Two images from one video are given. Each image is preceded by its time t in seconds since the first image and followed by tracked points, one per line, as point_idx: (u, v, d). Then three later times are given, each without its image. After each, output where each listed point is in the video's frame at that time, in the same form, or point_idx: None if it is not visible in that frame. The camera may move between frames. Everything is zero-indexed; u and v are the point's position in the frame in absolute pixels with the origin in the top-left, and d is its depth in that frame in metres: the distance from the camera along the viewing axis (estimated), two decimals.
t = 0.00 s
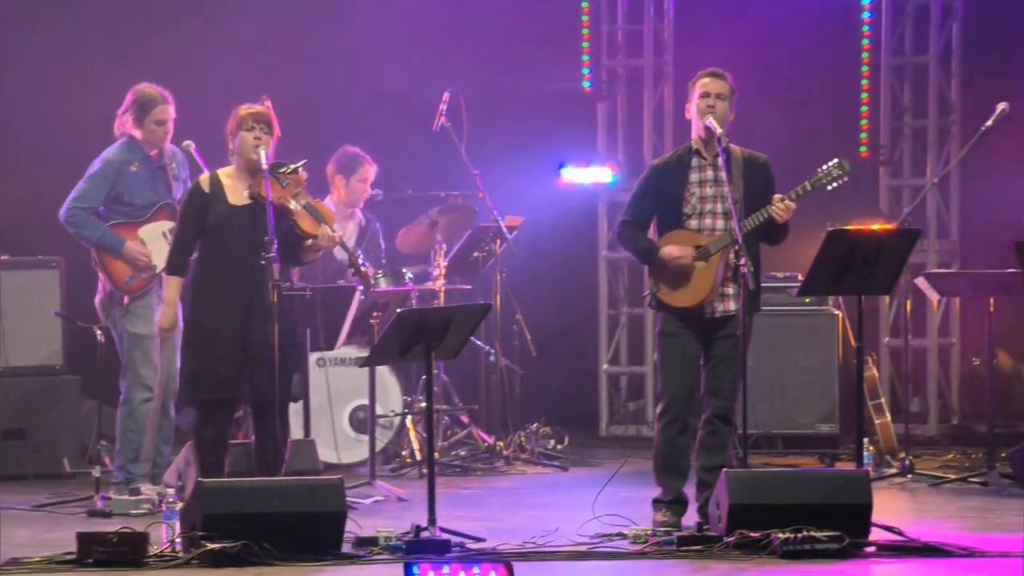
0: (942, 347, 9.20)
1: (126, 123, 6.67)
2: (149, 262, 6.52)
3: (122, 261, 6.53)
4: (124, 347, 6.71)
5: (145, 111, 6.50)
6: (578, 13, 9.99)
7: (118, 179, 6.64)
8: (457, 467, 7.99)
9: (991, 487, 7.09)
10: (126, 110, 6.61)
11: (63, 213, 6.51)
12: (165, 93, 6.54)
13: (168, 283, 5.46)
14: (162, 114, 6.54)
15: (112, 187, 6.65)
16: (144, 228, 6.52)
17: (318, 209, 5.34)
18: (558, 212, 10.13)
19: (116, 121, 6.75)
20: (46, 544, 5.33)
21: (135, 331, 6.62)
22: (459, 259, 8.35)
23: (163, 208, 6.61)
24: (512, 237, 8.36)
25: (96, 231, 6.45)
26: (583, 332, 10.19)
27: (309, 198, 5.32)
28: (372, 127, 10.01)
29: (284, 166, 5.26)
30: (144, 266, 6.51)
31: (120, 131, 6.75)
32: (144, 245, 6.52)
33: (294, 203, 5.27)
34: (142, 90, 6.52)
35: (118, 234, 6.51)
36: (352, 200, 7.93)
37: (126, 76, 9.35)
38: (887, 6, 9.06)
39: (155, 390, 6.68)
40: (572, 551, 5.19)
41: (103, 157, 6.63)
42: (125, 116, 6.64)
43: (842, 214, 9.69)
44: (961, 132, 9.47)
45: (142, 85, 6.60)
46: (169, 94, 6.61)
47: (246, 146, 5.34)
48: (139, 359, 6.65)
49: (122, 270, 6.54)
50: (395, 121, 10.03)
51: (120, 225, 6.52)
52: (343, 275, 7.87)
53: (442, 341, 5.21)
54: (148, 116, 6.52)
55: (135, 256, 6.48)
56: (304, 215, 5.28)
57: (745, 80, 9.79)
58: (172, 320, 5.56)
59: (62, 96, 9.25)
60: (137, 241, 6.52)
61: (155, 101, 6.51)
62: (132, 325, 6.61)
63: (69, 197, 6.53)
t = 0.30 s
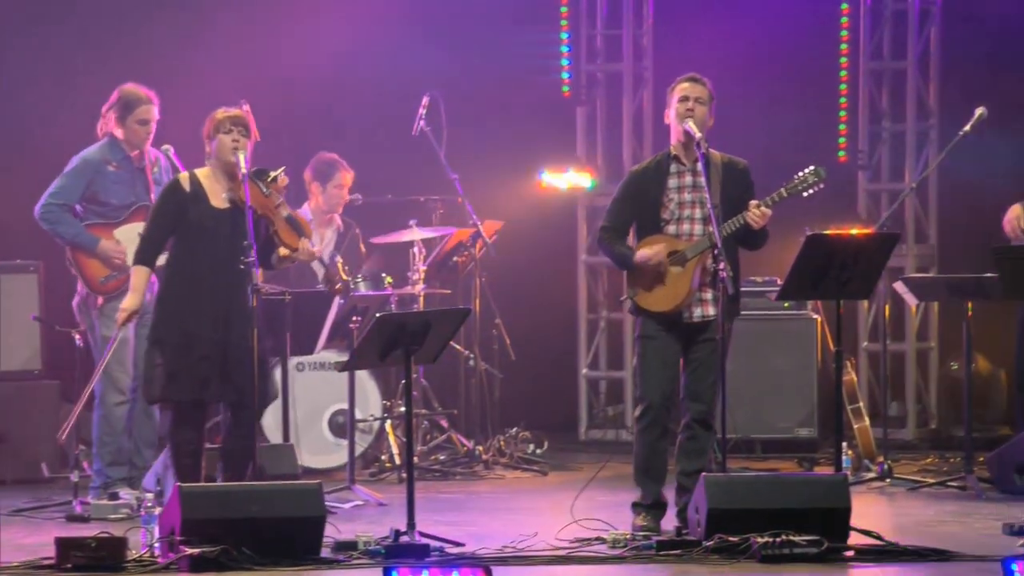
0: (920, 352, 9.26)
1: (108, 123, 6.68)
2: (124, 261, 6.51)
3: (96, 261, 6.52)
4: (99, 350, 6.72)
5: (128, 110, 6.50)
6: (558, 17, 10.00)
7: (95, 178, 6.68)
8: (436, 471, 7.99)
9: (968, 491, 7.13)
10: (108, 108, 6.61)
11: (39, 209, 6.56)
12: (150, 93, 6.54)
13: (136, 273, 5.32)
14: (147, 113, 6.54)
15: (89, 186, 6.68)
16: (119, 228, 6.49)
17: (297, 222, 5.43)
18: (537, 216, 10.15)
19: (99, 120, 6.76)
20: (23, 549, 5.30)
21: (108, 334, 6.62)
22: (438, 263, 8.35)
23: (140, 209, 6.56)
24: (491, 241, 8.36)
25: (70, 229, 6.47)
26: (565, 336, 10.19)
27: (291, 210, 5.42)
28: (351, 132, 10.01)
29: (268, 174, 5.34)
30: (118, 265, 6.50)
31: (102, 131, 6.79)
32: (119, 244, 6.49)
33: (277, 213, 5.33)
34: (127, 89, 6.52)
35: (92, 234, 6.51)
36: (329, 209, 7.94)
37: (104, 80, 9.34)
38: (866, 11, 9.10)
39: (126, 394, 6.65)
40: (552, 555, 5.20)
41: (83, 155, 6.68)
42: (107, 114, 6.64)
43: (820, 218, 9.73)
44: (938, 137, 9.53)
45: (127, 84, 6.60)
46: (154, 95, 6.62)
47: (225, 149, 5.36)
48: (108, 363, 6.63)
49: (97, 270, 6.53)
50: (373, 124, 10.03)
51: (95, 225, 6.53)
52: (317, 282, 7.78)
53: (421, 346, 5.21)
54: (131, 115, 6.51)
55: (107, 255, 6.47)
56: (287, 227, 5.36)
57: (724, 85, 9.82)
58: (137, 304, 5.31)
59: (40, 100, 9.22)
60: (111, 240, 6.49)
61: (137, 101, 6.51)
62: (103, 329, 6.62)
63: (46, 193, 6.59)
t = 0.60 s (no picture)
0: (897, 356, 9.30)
1: (98, 127, 6.69)
2: (91, 264, 6.50)
3: (64, 261, 6.51)
4: (76, 356, 6.75)
5: (118, 113, 6.49)
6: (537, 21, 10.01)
7: (74, 178, 6.65)
8: (415, 475, 7.99)
9: (946, 495, 7.16)
10: (99, 111, 6.60)
11: (14, 200, 6.54)
12: (141, 101, 6.54)
13: (126, 287, 5.24)
14: (136, 118, 6.52)
15: (67, 185, 6.65)
16: (92, 233, 6.51)
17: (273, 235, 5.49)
18: (515, 220, 10.15)
19: (90, 127, 6.80)
20: None
21: (86, 340, 6.68)
22: (417, 267, 8.34)
23: (115, 217, 6.57)
24: (469, 245, 8.36)
25: (41, 224, 6.44)
26: (544, 341, 10.19)
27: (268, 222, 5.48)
28: (330, 136, 10.00)
29: (250, 183, 5.35)
30: (83, 266, 6.49)
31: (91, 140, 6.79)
32: (88, 246, 6.50)
33: (257, 225, 5.38)
34: (120, 94, 6.53)
35: (64, 233, 6.48)
36: (305, 214, 7.93)
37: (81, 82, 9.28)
38: (844, 16, 9.14)
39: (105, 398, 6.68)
40: (531, 560, 5.19)
41: (68, 155, 6.66)
42: (97, 118, 6.65)
43: (798, 223, 9.78)
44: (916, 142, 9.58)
45: (122, 91, 6.61)
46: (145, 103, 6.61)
47: (203, 157, 5.36)
48: (86, 367, 6.68)
49: (64, 271, 6.54)
50: (352, 128, 10.02)
51: (67, 226, 6.51)
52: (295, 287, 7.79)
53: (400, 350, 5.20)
54: (121, 118, 6.50)
55: (75, 256, 6.46)
56: (265, 240, 5.41)
57: (702, 90, 9.85)
58: (132, 321, 5.20)
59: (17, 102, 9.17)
60: (82, 242, 6.50)
61: (127, 105, 6.50)
62: (81, 335, 6.67)
63: (23, 186, 6.57)
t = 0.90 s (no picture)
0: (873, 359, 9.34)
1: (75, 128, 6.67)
2: (61, 264, 6.47)
3: (36, 261, 6.45)
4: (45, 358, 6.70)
5: (94, 114, 6.48)
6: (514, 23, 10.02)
7: (47, 177, 6.60)
8: (392, 478, 7.97)
9: (921, 497, 7.20)
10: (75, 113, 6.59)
11: None
12: (117, 101, 6.54)
13: (110, 297, 5.23)
14: (114, 118, 6.51)
15: (41, 184, 6.60)
16: (64, 233, 6.50)
17: (255, 232, 5.42)
18: (492, 222, 10.14)
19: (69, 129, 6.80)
20: None
21: (53, 341, 6.61)
22: (394, 269, 8.32)
23: (88, 218, 6.59)
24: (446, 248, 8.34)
25: (13, 222, 6.37)
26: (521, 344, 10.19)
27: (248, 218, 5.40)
28: (307, 138, 9.98)
29: (230, 181, 5.31)
30: (54, 266, 6.46)
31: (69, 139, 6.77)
32: (60, 247, 6.48)
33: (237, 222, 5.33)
34: (96, 95, 6.53)
35: (36, 233, 6.46)
36: (283, 214, 7.94)
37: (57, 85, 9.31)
38: (820, 19, 9.17)
39: (74, 399, 6.65)
40: (508, 562, 5.20)
41: (42, 154, 6.64)
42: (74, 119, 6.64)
43: (774, 226, 9.82)
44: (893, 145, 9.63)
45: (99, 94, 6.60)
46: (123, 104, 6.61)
47: (180, 158, 5.32)
48: (55, 368, 6.62)
49: (36, 271, 6.46)
50: (330, 130, 10.01)
51: (40, 226, 6.51)
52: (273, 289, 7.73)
53: (377, 353, 5.20)
54: (98, 118, 6.48)
55: (47, 256, 6.43)
56: (246, 237, 5.35)
57: (679, 93, 9.89)
58: (118, 331, 5.21)
59: None
60: (54, 243, 6.48)
61: (104, 105, 6.49)
62: (49, 336, 6.61)
63: None
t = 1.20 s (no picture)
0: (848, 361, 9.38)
1: (46, 130, 6.64)
2: (34, 267, 6.46)
3: (8, 264, 6.45)
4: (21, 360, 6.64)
5: (65, 116, 6.46)
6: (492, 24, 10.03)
7: (19, 180, 6.58)
8: (370, 480, 7.96)
9: (897, 498, 7.23)
10: (45, 115, 6.58)
11: None
12: (89, 103, 6.53)
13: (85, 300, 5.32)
14: (85, 119, 6.50)
15: (11, 188, 6.58)
16: (37, 236, 6.48)
17: (240, 210, 5.31)
18: (469, 223, 10.14)
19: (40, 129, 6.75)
20: None
21: (31, 343, 6.57)
22: (371, 270, 8.31)
23: (61, 221, 6.60)
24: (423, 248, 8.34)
25: None
26: (498, 345, 10.19)
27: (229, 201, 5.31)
28: (285, 138, 9.96)
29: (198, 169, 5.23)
30: (27, 270, 6.45)
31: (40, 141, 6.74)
32: (33, 250, 6.47)
33: (214, 208, 5.24)
34: (68, 97, 6.52)
35: (7, 236, 6.46)
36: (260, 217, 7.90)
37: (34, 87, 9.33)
38: (796, 22, 9.22)
39: (53, 402, 6.60)
40: (486, 564, 5.20)
41: (13, 157, 6.60)
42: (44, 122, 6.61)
43: (750, 228, 9.86)
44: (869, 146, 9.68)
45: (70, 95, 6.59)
46: (94, 106, 6.60)
47: (154, 160, 5.28)
48: (32, 370, 6.57)
49: (8, 274, 6.46)
50: (307, 130, 9.99)
51: (12, 229, 6.49)
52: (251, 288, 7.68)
53: (354, 354, 5.18)
54: (68, 120, 6.47)
55: (19, 259, 6.42)
56: (229, 218, 5.25)
57: (656, 94, 9.92)
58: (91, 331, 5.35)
59: None
60: (27, 245, 6.47)
61: (74, 108, 6.48)
62: (27, 338, 6.57)
63: None
